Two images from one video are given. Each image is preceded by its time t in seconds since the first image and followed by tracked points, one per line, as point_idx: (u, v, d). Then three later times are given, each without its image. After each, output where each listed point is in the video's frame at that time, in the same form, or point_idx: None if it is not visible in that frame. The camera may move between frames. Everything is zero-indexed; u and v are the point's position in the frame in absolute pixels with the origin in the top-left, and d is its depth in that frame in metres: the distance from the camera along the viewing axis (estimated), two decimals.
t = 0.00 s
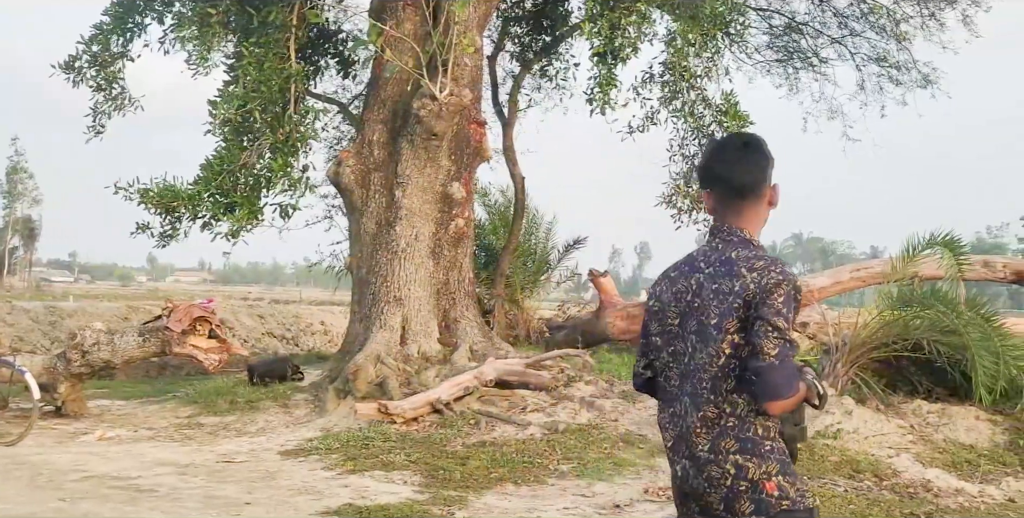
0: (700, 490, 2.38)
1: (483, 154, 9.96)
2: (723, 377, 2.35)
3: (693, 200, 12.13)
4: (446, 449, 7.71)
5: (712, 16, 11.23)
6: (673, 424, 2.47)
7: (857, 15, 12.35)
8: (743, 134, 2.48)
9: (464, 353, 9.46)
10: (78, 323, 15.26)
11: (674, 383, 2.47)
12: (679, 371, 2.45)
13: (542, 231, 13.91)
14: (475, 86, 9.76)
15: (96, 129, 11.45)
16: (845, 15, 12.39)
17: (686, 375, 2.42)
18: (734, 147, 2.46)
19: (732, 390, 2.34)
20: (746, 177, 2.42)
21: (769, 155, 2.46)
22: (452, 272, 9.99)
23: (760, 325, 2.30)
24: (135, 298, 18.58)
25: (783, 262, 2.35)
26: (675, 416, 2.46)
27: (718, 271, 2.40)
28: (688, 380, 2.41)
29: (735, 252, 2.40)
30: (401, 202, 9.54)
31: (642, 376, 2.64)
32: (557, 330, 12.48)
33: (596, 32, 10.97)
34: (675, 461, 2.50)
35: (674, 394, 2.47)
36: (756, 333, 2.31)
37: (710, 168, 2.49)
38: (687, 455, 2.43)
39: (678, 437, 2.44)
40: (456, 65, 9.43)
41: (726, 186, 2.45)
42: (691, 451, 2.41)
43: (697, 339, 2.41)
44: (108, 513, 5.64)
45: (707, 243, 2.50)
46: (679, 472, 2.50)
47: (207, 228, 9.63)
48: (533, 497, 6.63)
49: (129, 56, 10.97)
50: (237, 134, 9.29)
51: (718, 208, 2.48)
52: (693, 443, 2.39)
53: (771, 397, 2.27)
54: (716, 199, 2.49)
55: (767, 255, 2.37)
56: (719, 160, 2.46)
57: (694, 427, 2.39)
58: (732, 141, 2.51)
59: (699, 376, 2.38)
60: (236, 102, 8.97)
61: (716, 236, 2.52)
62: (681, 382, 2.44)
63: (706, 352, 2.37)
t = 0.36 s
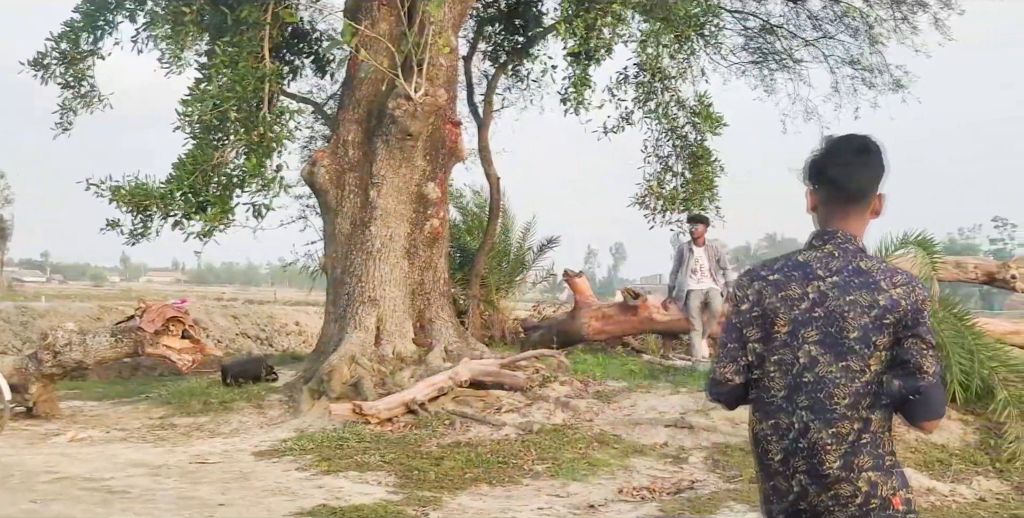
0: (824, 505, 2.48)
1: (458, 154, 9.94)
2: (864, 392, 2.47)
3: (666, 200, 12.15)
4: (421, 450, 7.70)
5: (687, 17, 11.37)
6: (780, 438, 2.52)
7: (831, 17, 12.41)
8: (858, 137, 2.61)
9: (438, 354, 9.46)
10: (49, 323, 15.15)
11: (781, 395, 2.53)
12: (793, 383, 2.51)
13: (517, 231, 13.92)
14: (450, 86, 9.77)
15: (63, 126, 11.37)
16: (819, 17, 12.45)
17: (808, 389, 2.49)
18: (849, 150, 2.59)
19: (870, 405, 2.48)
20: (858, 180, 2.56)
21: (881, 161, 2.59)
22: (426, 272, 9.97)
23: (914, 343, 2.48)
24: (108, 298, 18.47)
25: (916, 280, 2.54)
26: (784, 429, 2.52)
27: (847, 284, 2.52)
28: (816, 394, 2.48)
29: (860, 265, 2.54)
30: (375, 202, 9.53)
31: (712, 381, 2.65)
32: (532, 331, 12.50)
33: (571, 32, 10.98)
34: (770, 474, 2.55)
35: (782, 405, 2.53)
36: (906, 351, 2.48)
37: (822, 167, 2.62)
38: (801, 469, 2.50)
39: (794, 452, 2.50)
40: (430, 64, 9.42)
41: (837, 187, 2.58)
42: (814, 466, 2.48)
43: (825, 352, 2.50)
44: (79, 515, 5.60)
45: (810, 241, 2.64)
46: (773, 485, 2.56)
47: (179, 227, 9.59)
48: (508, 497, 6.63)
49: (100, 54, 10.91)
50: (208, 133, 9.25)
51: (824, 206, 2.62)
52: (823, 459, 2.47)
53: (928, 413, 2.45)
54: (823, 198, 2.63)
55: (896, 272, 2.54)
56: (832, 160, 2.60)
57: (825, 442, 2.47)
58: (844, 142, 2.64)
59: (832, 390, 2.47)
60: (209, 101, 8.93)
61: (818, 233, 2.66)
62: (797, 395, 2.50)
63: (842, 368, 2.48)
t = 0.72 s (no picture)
0: (854, 505, 2.47)
1: (425, 153, 9.93)
2: (904, 397, 2.47)
3: (631, 201, 12.17)
4: (388, 450, 7.68)
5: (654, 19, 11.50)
6: (817, 434, 2.53)
7: (798, 19, 12.49)
8: (925, 142, 2.59)
9: (405, 354, 9.45)
10: (11, 323, 14.99)
11: (822, 392, 2.53)
12: (835, 381, 2.52)
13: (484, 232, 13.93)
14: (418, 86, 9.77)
15: (24, 123, 11.26)
16: (786, 19, 12.52)
17: (849, 388, 2.49)
18: (911, 156, 2.57)
19: (908, 409, 2.48)
20: (917, 188, 2.55)
21: (943, 170, 2.57)
22: (392, 272, 9.96)
23: (959, 355, 2.47)
24: (71, 298, 18.31)
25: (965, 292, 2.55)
26: (821, 425, 2.52)
27: (898, 290, 2.52)
28: (857, 394, 2.48)
29: (915, 272, 2.55)
30: (342, 201, 9.49)
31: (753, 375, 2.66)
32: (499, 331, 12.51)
33: (538, 32, 11.01)
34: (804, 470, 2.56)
35: (822, 402, 2.52)
36: (953, 360, 2.47)
37: (884, 169, 2.62)
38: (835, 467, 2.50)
39: (828, 449, 2.51)
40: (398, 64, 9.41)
41: (894, 193, 2.59)
42: (846, 465, 2.48)
43: (870, 354, 2.50)
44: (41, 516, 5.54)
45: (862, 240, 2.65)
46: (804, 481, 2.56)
47: (142, 226, 9.52)
48: (474, 498, 6.63)
49: (63, 51, 10.82)
50: (174, 133, 9.21)
51: (883, 209, 2.63)
52: (857, 458, 2.47)
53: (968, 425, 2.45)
54: (882, 200, 2.64)
55: (946, 283, 2.55)
56: (895, 163, 2.59)
57: (862, 442, 2.46)
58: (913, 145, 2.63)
59: (876, 391, 2.46)
60: (172, 99, 8.86)
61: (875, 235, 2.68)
62: (838, 392, 2.50)
63: (887, 370, 2.47)
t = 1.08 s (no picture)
0: (832, 498, 2.67)
1: (351, 151, 9.88)
2: (874, 396, 2.63)
3: (555, 201, 12.19)
4: (312, 450, 7.60)
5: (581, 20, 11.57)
6: (798, 433, 2.72)
7: (723, 21, 12.60)
8: (883, 159, 2.76)
9: (330, 354, 9.38)
10: None
11: (802, 394, 2.72)
12: (811, 384, 2.71)
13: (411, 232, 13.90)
14: (344, 83, 9.70)
15: None
16: (712, 21, 12.62)
17: (823, 390, 2.69)
18: (871, 173, 2.74)
19: (882, 407, 2.64)
20: (882, 201, 2.73)
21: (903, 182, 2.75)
22: (318, 271, 9.99)
23: (924, 352, 2.61)
24: None
25: (933, 295, 2.69)
26: (801, 426, 2.72)
27: (867, 296, 2.68)
28: (832, 395, 2.67)
29: (886, 282, 2.70)
30: (267, 200, 9.39)
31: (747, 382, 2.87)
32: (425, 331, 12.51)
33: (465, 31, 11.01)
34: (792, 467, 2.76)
35: (802, 404, 2.72)
36: (921, 360, 2.60)
37: (845, 189, 2.79)
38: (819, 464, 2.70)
39: (808, 447, 2.71)
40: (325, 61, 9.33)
41: (860, 213, 2.75)
42: (826, 462, 2.68)
43: (844, 358, 2.67)
44: None
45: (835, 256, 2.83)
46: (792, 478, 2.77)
47: (60, 222, 9.35)
48: (399, 497, 6.59)
49: None
50: (96, 128, 9.09)
51: (851, 227, 2.78)
52: (833, 454, 2.67)
53: (935, 418, 2.58)
54: (846, 219, 2.80)
55: (915, 288, 2.69)
56: (858, 183, 2.75)
57: (837, 439, 2.66)
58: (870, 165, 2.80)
59: (849, 393, 2.64)
60: (91, 94, 8.72)
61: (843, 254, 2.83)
62: (815, 394, 2.69)
63: (859, 372, 2.64)
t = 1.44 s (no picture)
0: (788, 482, 2.80)
1: (237, 147, 9.75)
2: (816, 383, 2.77)
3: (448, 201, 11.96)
4: (195, 451, 7.45)
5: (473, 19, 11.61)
6: (746, 423, 2.83)
7: (614, 24, 12.71)
8: (809, 163, 2.95)
9: (214, 353, 9.22)
10: None
11: (747, 385, 2.84)
12: (755, 376, 2.83)
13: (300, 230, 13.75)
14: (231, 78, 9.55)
15: None
16: (602, 23, 12.75)
17: (769, 381, 2.81)
18: (801, 174, 2.92)
19: (820, 394, 2.78)
20: (811, 199, 2.89)
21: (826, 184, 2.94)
22: (204, 268, 9.86)
23: (850, 339, 2.75)
24: None
25: (857, 284, 2.83)
26: (748, 416, 2.83)
27: (800, 289, 2.82)
28: (779, 385, 2.80)
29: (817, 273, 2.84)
30: (150, 195, 9.18)
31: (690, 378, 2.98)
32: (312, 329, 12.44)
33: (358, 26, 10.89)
34: (740, 457, 2.86)
35: (748, 395, 2.83)
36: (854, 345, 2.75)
37: (776, 191, 2.94)
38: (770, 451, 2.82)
39: (756, 436, 2.82)
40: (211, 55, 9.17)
41: (791, 212, 2.90)
42: (776, 449, 2.80)
43: (784, 348, 2.80)
44: None
45: (766, 255, 2.95)
46: (739, 467, 2.87)
47: None
48: (284, 498, 6.50)
49: None
50: None
51: (781, 226, 2.93)
52: (784, 440, 2.79)
53: (862, 400, 2.72)
54: (776, 219, 2.94)
55: (842, 279, 2.83)
56: (788, 183, 2.92)
57: (786, 426, 2.78)
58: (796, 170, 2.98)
59: (795, 380, 2.78)
60: None
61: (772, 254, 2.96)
62: (762, 384, 2.81)
63: (801, 361, 2.78)
